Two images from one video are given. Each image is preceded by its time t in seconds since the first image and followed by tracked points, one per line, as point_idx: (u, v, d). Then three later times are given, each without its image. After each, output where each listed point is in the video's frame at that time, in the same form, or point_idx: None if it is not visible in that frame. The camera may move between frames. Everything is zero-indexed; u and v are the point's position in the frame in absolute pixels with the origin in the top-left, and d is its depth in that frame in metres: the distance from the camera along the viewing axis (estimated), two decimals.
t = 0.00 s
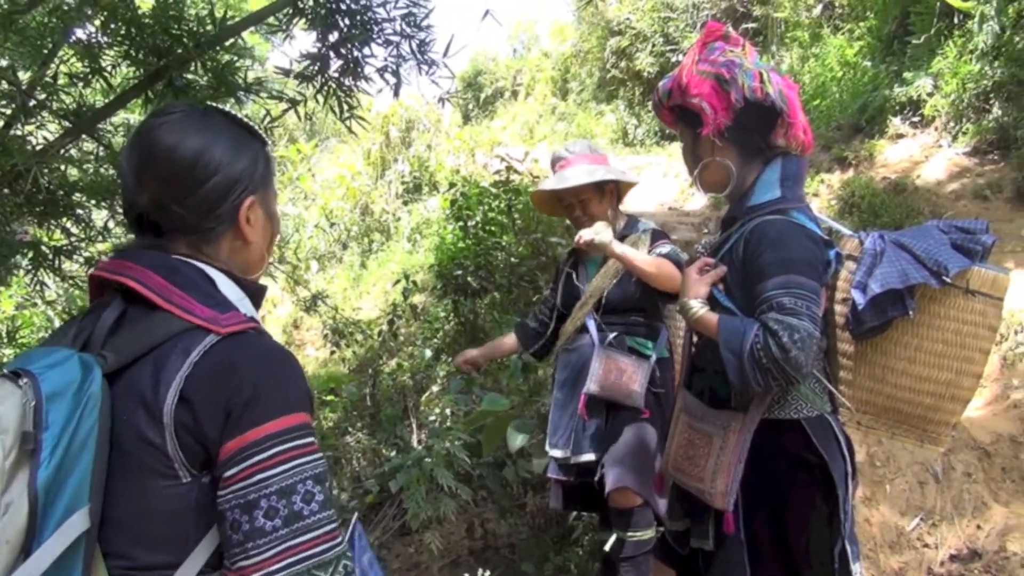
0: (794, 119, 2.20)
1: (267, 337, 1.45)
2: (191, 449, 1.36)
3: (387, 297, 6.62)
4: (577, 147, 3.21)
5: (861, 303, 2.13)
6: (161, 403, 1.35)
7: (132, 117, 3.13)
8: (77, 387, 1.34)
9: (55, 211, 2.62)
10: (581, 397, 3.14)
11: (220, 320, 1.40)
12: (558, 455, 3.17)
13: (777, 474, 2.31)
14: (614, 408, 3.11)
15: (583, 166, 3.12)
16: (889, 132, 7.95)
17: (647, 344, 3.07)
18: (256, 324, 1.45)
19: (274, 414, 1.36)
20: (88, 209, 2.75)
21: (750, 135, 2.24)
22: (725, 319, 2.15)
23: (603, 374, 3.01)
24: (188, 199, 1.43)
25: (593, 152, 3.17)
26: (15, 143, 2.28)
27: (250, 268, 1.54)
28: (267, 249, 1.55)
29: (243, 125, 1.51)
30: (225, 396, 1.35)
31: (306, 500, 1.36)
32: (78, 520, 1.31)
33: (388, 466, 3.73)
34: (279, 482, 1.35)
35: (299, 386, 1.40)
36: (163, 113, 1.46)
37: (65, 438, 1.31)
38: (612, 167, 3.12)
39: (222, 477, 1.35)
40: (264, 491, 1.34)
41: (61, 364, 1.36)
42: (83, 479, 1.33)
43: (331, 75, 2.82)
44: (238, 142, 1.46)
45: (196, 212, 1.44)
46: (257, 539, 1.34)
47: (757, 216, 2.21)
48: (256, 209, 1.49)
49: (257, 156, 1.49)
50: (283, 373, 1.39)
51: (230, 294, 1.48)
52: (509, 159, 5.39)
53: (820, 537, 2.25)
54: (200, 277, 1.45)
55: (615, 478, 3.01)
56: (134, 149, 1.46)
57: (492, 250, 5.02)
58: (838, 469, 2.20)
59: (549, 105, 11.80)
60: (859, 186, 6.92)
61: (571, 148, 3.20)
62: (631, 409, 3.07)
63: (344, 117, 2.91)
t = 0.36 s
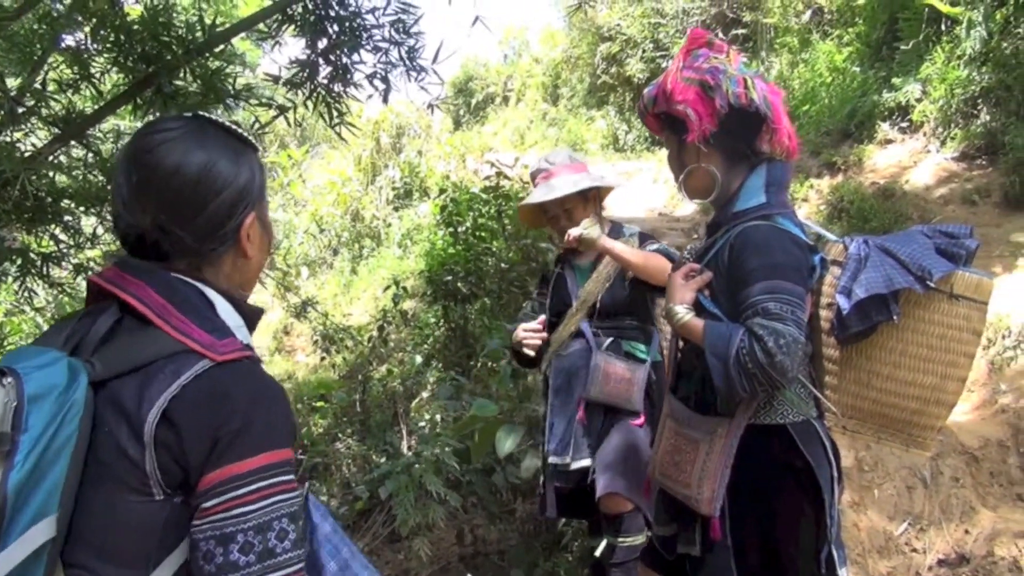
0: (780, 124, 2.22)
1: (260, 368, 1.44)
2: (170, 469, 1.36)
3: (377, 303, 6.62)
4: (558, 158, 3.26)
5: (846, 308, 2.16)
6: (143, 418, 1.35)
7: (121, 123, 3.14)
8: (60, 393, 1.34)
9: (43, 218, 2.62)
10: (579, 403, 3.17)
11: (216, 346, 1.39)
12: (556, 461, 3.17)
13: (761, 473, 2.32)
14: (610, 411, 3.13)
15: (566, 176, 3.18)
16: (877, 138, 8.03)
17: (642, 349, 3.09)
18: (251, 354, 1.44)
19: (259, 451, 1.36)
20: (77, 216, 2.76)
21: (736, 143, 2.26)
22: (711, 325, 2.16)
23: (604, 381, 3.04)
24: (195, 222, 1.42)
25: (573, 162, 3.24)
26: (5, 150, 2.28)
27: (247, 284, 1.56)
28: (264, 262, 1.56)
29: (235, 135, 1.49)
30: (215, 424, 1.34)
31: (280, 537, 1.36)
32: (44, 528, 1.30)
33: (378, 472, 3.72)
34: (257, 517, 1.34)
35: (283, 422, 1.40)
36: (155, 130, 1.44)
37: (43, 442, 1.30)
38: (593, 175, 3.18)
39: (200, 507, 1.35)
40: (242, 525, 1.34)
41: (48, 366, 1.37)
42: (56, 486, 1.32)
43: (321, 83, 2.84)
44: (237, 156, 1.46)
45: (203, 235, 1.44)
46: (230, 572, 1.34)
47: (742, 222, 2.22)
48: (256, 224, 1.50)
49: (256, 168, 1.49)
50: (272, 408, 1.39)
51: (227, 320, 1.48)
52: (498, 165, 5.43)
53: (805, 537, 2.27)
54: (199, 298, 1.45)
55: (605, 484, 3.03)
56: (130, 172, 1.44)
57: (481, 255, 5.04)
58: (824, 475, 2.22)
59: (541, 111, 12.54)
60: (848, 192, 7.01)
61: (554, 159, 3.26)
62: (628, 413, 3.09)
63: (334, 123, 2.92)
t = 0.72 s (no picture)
0: (763, 129, 2.27)
1: (189, 360, 1.43)
2: (105, 477, 1.35)
3: (366, 309, 6.61)
4: (548, 162, 3.28)
5: (831, 312, 2.17)
6: (69, 429, 1.34)
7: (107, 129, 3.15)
8: None
9: (27, 224, 2.62)
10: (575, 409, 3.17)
11: (139, 341, 1.38)
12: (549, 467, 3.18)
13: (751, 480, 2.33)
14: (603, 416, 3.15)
15: (557, 181, 3.19)
16: (864, 143, 8.06)
17: (632, 354, 3.14)
18: (179, 346, 1.42)
19: (198, 446, 1.37)
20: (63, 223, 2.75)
21: (720, 148, 2.30)
22: (697, 330, 2.18)
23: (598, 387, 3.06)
24: (131, 205, 1.42)
25: (564, 166, 3.26)
26: None
27: (182, 274, 1.55)
28: (200, 252, 1.56)
29: (171, 119, 1.49)
30: (140, 430, 1.34)
31: (231, 533, 1.39)
32: None
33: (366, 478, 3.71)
34: (202, 517, 1.36)
35: (226, 414, 1.41)
36: (93, 114, 1.44)
37: None
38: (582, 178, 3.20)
39: (143, 513, 1.36)
40: (188, 527, 1.35)
41: None
42: None
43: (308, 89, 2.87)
44: (176, 143, 1.46)
45: (137, 219, 1.43)
46: None
47: (728, 226, 2.24)
48: (194, 214, 1.51)
49: (196, 158, 1.50)
50: (210, 403, 1.40)
51: (154, 314, 1.46)
52: (486, 171, 5.44)
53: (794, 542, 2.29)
54: (121, 292, 1.43)
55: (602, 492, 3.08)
56: (64, 152, 1.43)
57: (470, 260, 5.03)
58: (809, 480, 2.26)
59: (529, 115, 12.86)
60: (836, 197, 6.96)
61: (543, 163, 3.27)
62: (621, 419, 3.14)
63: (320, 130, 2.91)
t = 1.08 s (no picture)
0: (752, 131, 2.34)
1: (122, 347, 1.42)
2: (55, 475, 1.34)
3: (354, 314, 6.61)
4: (535, 165, 3.35)
5: (819, 315, 2.20)
6: (12, 433, 1.33)
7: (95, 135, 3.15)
8: None
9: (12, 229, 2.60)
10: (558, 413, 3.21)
11: (67, 334, 1.38)
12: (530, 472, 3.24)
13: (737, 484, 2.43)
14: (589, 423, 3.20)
15: (542, 181, 3.25)
16: (851, 149, 8.13)
17: (618, 359, 3.21)
18: (109, 336, 1.42)
19: (143, 431, 1.35)
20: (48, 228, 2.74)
21: (708, 150, 2.34)
22: (683, 333, 2.26)
23: (581, 395, 3.10)
24: (44, 198, 1.41)
25: (551, 169, 3.32)
26: None
27: (111, 268, 1.53)
28: (128, 245, 1.54)
29: (85, 113, 1.49)
30: (82, 423, 1.33)
31: (196, 509, 1.37)
32: None
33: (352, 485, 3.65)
34: (162, 499, 1.34)
35: (172, 394, 1.40)
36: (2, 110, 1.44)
37: None
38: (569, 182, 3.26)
39: (102, 506, 1.34)
40: (149, 512, 1.33)
41: None
42: None
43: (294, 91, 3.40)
44: (88, 134, 1.45)
45: (52, 211, 1.42)
46: (154, 560, 1.34)
47: (716, 229, 2.33)
48: (116, 206, 1.49)
49: (113, 150, 1.49)
50: (154, 388, 1.38)
51: (82, 306, 1.45)
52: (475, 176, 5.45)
53: (768, 547, 2.41)
54: (44, 288, 1.42)
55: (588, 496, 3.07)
56: None
57: (458, 267, 5.01)
58: (796, 482, 2.34)
59: (519, 121, 13.17)
60: (823, 202, 7.09)
61: (531, 165, 3.34)
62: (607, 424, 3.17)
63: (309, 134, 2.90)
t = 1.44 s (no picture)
0: (739, 134, 2.55)
1: (110, 347, 1.48)
2: (57, 475, 1.39)
3: (342, 319, 6.60)
4: (521, 167, 3.38)
5: (806, 318, 2.33)
6: (15, 435, 1.37)
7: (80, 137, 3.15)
8: None
9: None
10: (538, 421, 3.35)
11: (59, 334, 1.42)
12: (513, 476, 3.36)
13: (724, 484, 2.47)
14: (569, 425, 3.32)
15: (528, 184, 3.29)
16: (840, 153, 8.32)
17: (600, 363, 3.31)
18: (99, 336, 1.47)
19: (137, 431, 1.40)
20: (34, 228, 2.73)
21: (695, 153, 2.57)
22: (671, 335, 2.41)
23: (562, 398, 3.22)
24: (17, 201, 1.44)
25: (537, 171, 3.36)
26: None
27: (82, 269, 1.57)
28: (99, 247, 1.58)
29: (54, 120, 1.53)
30: (81, 421, 1.37)
31: (187, 507, 1.42)
32: None
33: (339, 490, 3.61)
34: (156, 495, 1.39)
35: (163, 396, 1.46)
36: None
37: None
38: (556, 185, 3.32)
39: (94, 503, 1.38)
40: (142, 508, 1.38)
41: None
42: None
43: (282, 94, 3.47)
44: (56, 138, 1.50)
45: (25, 214, 1.45)
46: (144, 556, 1.38)
47: (704, 231, 2.53)
48: (86, 208, 1.53)
49: (81, 154, 1.53)
50: (148, 391, 1.44)
51: (67, 307, 1.49)
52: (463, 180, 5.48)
53: (763, 532, 2.42)
54: (29, 290, 1.46)
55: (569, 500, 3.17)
56: None
57: (447, 271, 5.02)
58: (784, 487, 2.38)
59: (508, 126, 13.28)
60: (811, 207, 7.09)
61: (517, 167, 3.38)
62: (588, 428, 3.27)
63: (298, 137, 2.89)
